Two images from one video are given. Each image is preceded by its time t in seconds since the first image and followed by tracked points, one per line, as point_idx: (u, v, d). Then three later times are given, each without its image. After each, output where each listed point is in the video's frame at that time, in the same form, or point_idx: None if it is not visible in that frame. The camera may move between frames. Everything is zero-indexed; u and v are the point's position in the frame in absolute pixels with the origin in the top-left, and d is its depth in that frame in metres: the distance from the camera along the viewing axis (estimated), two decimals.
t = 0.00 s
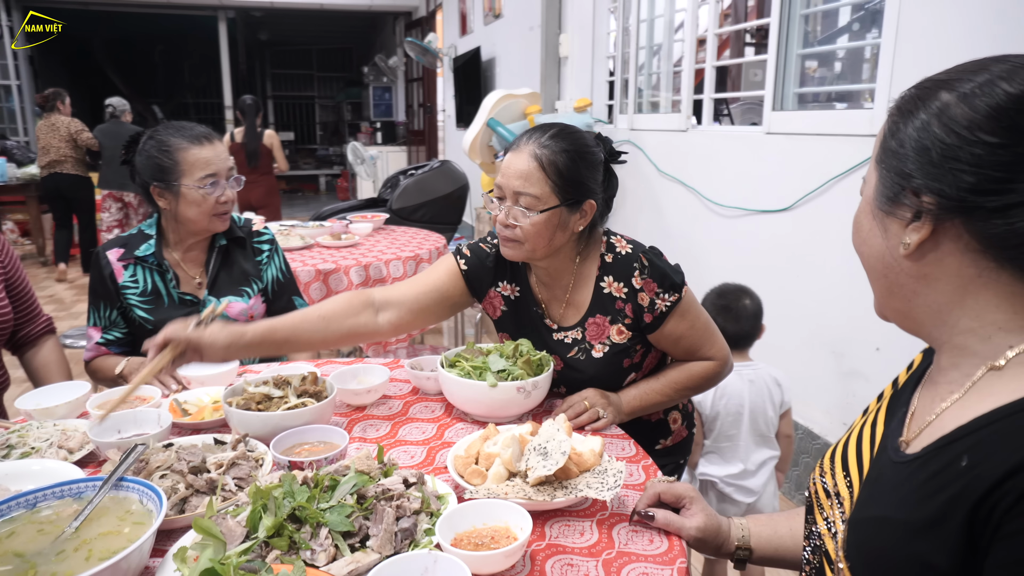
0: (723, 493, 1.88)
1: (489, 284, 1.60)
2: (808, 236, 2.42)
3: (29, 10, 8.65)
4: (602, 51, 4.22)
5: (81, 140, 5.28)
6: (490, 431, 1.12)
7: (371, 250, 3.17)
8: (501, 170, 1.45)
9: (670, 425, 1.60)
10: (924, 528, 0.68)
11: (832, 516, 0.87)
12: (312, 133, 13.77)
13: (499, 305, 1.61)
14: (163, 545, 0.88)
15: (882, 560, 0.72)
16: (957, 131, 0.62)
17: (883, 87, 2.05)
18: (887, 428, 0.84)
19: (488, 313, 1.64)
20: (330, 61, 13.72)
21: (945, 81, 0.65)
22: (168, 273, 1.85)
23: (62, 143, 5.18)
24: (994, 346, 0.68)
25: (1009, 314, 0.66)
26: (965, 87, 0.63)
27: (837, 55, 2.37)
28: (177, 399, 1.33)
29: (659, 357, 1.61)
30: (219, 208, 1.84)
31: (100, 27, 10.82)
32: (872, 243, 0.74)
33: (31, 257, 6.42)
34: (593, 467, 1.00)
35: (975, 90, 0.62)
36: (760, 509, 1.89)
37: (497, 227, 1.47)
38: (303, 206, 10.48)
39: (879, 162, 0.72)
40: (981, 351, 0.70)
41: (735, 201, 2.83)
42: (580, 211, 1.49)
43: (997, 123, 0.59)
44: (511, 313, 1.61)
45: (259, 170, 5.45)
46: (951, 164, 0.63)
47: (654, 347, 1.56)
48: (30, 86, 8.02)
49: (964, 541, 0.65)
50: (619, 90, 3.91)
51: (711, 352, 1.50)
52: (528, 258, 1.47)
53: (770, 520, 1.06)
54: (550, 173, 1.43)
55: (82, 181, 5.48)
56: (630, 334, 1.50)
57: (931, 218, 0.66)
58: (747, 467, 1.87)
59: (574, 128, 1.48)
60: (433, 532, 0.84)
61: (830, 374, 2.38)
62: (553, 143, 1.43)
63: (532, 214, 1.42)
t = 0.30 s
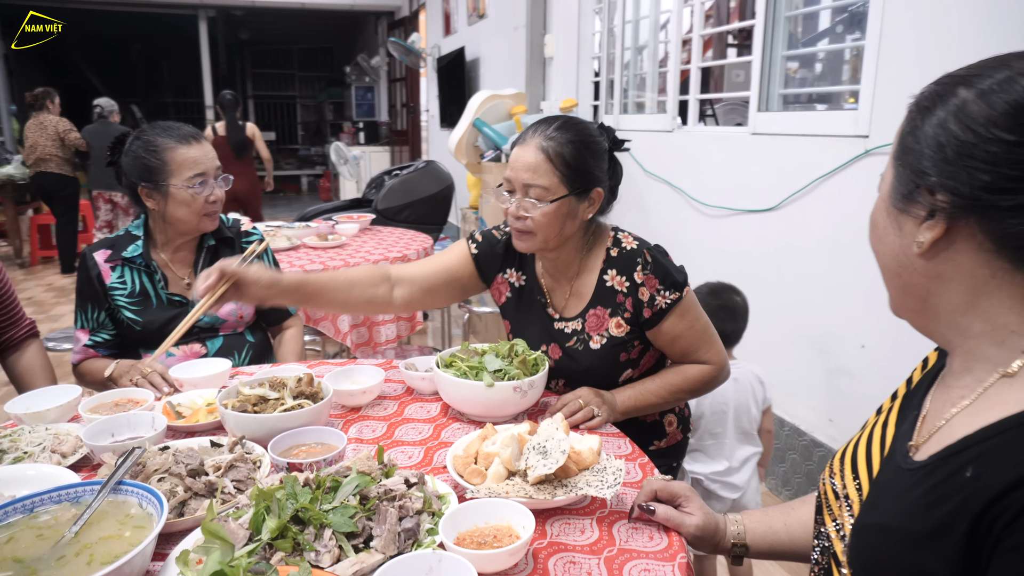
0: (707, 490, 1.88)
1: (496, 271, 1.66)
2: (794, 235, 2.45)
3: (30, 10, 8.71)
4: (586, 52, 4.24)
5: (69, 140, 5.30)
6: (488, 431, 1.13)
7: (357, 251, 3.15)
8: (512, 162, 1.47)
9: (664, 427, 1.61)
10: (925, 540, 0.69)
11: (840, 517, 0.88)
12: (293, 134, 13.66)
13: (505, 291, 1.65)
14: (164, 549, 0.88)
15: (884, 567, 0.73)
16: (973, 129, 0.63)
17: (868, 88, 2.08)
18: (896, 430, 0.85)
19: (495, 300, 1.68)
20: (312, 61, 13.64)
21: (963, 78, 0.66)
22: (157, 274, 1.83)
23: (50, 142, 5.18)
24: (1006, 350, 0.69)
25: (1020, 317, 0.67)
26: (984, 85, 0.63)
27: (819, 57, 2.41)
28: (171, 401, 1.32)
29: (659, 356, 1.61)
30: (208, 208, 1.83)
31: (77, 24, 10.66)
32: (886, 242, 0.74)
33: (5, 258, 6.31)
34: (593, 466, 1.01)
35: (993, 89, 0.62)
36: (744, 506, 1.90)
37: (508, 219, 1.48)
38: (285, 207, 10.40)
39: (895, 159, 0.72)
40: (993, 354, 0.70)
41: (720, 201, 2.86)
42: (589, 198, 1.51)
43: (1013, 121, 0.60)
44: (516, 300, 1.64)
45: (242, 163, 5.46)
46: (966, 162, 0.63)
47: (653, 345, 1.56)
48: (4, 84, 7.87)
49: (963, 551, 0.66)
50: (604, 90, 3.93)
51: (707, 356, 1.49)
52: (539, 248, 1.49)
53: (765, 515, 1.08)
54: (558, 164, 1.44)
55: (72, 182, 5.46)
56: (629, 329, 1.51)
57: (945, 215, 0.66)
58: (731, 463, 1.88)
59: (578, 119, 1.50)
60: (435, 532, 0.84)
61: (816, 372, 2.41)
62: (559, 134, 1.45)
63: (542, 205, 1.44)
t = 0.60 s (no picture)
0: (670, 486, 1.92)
1: (491, 262, 1.72)
2: (760, 231, 2.51)
3: (29, 10, 8.70)
4: (552, 53, 4.27)
5: (29, 143, 5.10)
6: (471, 429, 1.14)
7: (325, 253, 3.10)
8: (509, 161, 1.48)
9: (643, 424, 1.63)
10: (909, 527, 0.70)
11: (837, 504, 0.89)
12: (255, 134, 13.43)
13: (498, 282, 1.70)
14: (147, 556, 0.87)
15: (870, 554, 0.74)
16: (972, 125, 0.63)
17: (830, 89, 2.14)
18: (895, 422, 0.86)
19: (489, 291, 1.73)
20: (273, 61, 13.43)
21: (963, 76, 0.66)
22: (125, 279, 1.79)
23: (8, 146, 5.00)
24: (1003, 345, 0.69)
25: (1016, 312, 0.67)
26: (983, 83, 0.63)
27: (777, 58, 2.47)
28: (145, 407, 1.30)
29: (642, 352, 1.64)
30: (179, 211, 1.79)
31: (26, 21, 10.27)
32: (887, 240, 0.75)
33: None
34: (574, 461, 1.03)
35: (992, 86, 0.62)
36: (706, 499, 1.95)
37: (509, 215, 1.50)
38: (247, 209, 10.21)
39: (898, 157, 0.73)
40: (988, 350, 0.71)
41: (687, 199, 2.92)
42: (584, 189, 1.54)
43: (1010, 118, 0.60)
44: (506, 291, 1.68)
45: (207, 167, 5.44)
46: (964, 159, 0.64)
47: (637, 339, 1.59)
48: None
49: (946, 541, 0.67)
50: (571, 91, 3.97)
51: (684, 352, 1.52)
52: (540, 241, 1.51)
53: (741, 505, 1.11)
54: (555, 159, 1.46)
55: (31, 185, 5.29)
56: (614, 318, 1.53)
57: (943, 211, 0.67)
58: (692, 459, 1.92)
59: (569, 114, 1.52)
60: (422, 530, 0.85)
61: (782, 365, 2.48)
62: (554, 130, 1.47)
63: (542, 200, 1.45)
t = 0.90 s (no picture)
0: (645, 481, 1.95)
1: (472, 265, 1.77)
2: (728, 229, 2.56)
3: (29, 9, 8.80)
4: (520, 54, 4.29)
5: None
6: (451, 428, 1.15)
7: (295, 254, 3.06)
8: (492, 160, 1.48)
9: (621, 422, 1.61)
10: (895, 509, 0.73)
11: (821, 491, 0.92)
12: (215, 134, 13.16)
13: (482, 284, 1.73)
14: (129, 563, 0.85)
15: (857, 536, 0.77)
16: (978, 120, 0.64)
17: (794, 89, 2.20)
18: (880, 412, 0.90)
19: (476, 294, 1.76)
20: (233, 59, 13.19)
21: (974, 70, 0.67)
22: (93, 281, 1.75)
23: None
24: (988, 337, 0.72)
25: (1005, 305, 0.69)
26: (992, 78, 0.64)
27: (739, 60, 2.53)
28: (118, 412, 1.27)
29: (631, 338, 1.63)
30: (149, 213, 1.76)
31: None
32: (883, 227, 0.76)
33: None
34: (556, 457, 1.04)
35: (1001, 82, 0.63)
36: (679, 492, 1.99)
37: (491, 213, 1.52)
38: (209, 210, 10.00)
39: (900, 147, 0.74)
40: (974, 341, 0.73)
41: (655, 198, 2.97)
42: (565, 188, 1.54)
43: (1019, 114, 0.61)
44: (488, 292, 1.71)
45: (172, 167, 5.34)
46: (968, 151, 0.65)
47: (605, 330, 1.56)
48: None
49: (932, 523, 0.70)
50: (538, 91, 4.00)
51: (614, 322, 1.40)
52: (520, 239, 1.53)
53: (721, 496, 1.14)
54: (536, 159, 1.46)
55: None
56: (574, 300, 1.54)
57: (941, 202, 0.68)
58: (665, 453, 1.95)
59: (549, 115, 1.53)
60: (408, 528, 0.85)
61: (750, 360, 2.54)
62: (536, 131, 1.47)
63: (523, 200, 1.47)
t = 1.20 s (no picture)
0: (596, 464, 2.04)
1: (428, 278, 1.78)
2: (686, 227, 2.62)
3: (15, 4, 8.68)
4: (478, 52, 4.29)
5: None
6: (422, 426, 1.15)
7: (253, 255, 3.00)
8: (437, 158, 1.49)
9: (584, 420, 1.61)
10: (852, 496, 0.76)
11: (779, 478, 0.96)
12: (165, 132, 12.77)
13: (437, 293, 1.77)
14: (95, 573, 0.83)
15: (818, 522, 0.81)
16: (929, 122, 0.67)
17: (749, 90, 2.26)
18: (832, 400, 0.94)
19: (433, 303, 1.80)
20: (182, 55, 12.82)
21: (926, 73, 0.69)
22: (45, 286, 1.70)
23: None
24: (932, 330, 0.76)
25: (947, 298, 0.73)
26: (944, 81, 0.67)
27: (693, 60, 2.60)
28: (77, 418, 1.24)
29: (587, 328, 1.62)
30: (104, 214, 1.71)
31: None
32: (836, 220, 0.79)
33: None
34: (526, 452, 1.06)
35: (952, 86, 0.66)
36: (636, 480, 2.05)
37: (438, 211, 1.53)
38: (161, 211, 9.70)
39: (855, 144, 0.77)
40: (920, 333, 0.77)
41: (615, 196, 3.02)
42: (510, 184, 1.54)
43: (967, 119, 0.64)
44: (442, 302, 1.74)
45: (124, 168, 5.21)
46: (918, 152, 0.67)
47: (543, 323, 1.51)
48: None
49: (885, 508, 0.73)
50: (498, 89, 4.01)
51: (497, 318, 1.29)
52: (468, 236, 1.54)
53: (688, 486, 1.18)
54: (481, 154, 1.47)
55: None
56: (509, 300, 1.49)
57: (892, 200, 0.71)
58: (616, 439, 2.02)
59: (494, 113, 1.54)
60: (381, 527, 0.86)
61: (709, 354, 2.60)
62: (479, 128, 1.49)
63: (471, 193, 1.48)
